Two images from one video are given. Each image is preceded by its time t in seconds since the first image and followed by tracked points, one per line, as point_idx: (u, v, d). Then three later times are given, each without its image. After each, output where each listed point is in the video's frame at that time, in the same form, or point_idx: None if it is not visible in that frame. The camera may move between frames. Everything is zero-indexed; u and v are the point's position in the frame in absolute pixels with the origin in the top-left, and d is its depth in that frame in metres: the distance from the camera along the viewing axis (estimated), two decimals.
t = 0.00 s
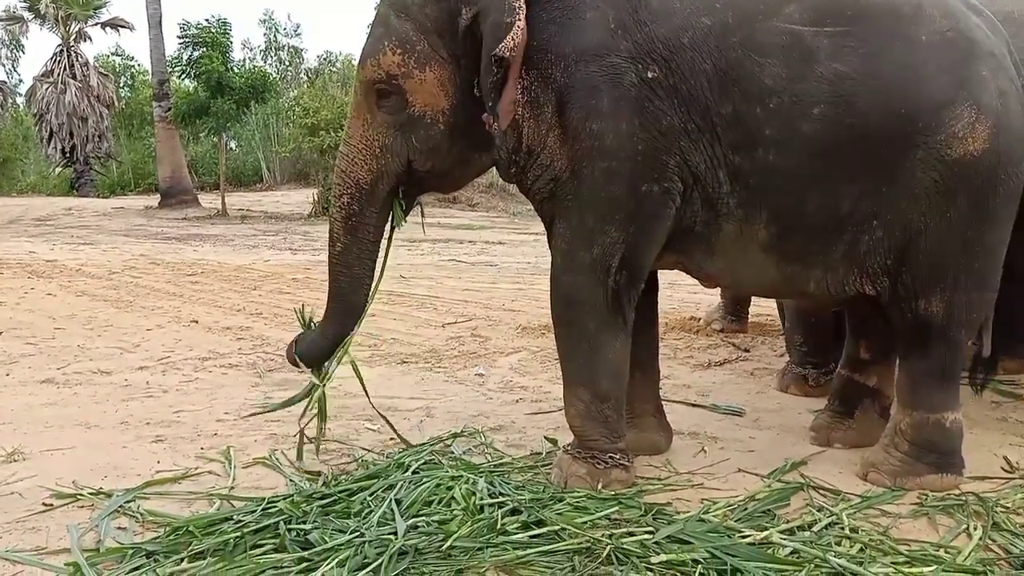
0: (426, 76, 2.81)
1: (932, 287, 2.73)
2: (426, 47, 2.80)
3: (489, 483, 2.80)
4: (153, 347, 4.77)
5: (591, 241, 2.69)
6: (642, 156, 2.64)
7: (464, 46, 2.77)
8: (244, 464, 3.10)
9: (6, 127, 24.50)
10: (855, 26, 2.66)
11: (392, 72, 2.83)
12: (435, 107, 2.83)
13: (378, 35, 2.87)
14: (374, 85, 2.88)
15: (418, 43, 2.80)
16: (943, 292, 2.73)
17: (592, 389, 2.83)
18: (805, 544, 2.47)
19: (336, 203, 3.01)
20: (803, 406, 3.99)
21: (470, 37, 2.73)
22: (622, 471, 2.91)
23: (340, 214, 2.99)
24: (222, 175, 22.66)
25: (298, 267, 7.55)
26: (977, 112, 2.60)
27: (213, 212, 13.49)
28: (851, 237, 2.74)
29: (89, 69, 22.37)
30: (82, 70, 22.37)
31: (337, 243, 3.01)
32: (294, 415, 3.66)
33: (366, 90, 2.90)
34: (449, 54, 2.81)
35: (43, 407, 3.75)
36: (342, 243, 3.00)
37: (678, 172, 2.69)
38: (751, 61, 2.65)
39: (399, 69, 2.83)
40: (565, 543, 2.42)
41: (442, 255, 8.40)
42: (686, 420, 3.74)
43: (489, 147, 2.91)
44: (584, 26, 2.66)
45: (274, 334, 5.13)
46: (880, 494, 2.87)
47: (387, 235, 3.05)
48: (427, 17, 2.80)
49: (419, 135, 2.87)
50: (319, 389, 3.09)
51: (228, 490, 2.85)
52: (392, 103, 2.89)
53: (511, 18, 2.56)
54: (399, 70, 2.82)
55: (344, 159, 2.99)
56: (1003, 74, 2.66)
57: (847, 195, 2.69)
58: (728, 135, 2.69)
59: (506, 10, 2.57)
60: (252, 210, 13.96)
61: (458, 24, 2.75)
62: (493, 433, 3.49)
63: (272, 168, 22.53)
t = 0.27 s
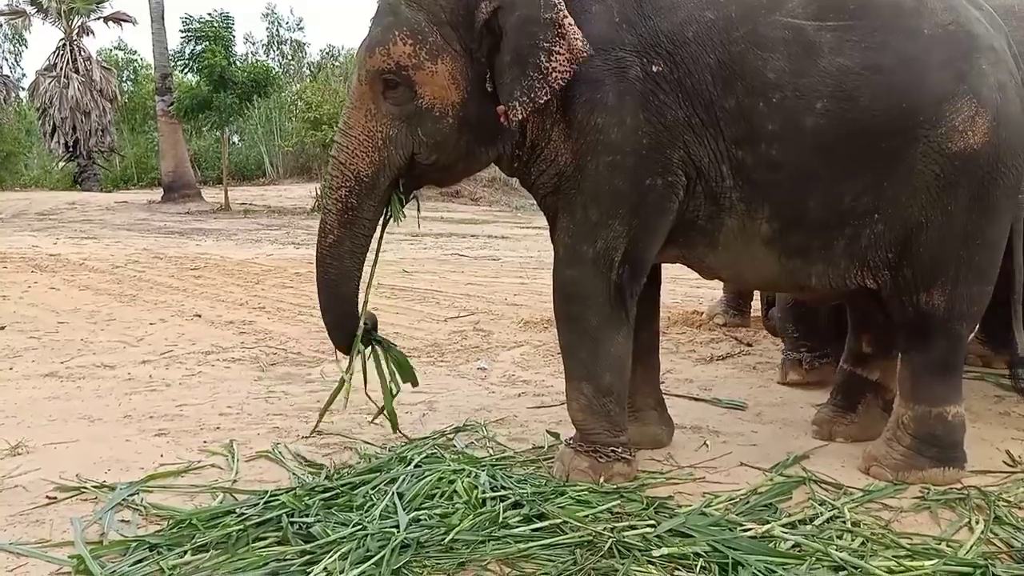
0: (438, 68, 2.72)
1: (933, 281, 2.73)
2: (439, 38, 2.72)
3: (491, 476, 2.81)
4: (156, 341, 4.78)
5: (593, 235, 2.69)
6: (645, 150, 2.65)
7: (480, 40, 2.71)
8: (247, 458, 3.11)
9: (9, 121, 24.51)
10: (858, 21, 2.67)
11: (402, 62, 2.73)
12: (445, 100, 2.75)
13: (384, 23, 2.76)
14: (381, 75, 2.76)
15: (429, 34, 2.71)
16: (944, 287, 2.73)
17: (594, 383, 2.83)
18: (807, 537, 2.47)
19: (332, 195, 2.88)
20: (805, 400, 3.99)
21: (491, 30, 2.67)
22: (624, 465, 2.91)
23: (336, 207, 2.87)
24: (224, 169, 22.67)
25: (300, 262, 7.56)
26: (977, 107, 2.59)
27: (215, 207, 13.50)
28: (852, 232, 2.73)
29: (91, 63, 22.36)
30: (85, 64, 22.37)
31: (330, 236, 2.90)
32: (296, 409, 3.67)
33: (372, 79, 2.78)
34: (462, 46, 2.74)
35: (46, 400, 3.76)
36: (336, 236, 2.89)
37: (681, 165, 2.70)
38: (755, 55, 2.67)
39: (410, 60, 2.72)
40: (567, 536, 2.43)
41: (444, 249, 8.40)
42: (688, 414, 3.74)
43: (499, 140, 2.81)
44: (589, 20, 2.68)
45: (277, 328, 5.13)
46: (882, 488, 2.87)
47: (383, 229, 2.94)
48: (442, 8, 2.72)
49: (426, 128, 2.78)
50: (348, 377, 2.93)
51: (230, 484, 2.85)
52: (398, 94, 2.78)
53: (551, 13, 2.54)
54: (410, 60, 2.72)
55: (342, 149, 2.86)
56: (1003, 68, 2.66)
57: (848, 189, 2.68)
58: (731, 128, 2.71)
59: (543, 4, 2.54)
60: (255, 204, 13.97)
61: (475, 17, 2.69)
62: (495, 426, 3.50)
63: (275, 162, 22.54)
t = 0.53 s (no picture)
0: (448, 59, 2.67)
1: (933, 273, 2.77)
2: (450, 29, 2.67)
3: (492, 468, 2.81)
4: (157, 334, 4.79)
5: (595, 228, 2.69)
6: (647, 143, 2.65)
7: (493, 34, 2.68)
8: (248, 450, 3.11)
9: (10, 114, 24.49)
10: (860, 16, 2.68)
11: (413, 52, 2.66)
12: (456, 92, 2.70)
13: (393, 12, 2.69)
14: (389, 64, 2.69)
15: (441, 24, 2.66)
16: (943, 277, 2.77)
17: (595, 376, 2.83)
18: (807, 529, 2.48)
19: (331, 188, 2.75)
20: (806, 393, 3.99)
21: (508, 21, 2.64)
22: (625, 458, 2.91)
23: (336, 200, 2.75)
24: (225, 162, 22.67)
25: (301, 254, 7.56)
26: (976, 99, 2.65)
27: (216, 200, 13.50)
28: (852, 224, 2.77)
29: (92, 56, 22.33)
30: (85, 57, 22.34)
31: (329, 230, 2.76)
32: (297, 401, 3.68)
33: (378, 69, 2.70)
34: (474, 38, 2.69)
35: (48, 393, 3.76)
36: (335, 229, 2.76)
37: (683, 158, 2.70)
38: (758, 49, 2.67)
39: (420, 49, 2.66)
40: (568, 528, 2.44)
41: (445, 243, 8.40)
42: (689, 407, 3.75)
43: (504, 132, 2.79)
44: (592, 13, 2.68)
45: (278, 321, 5.14)
46: (882, 480, 2.88)
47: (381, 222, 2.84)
48: None
49: (433, 120, 2.72)
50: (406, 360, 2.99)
51: (231, 476, 2.86)
52: (406, 85, 2.71)
53: (572, 8, 2.56)
54: (421, 50, 2.66)
55: (342, 140, 2.75)
56: (998, 60, 2.72)
57: (849, 181, 2.71)
58: (734, 122, 2.71)
59: None
60: (256, 197, 13.97)
61: (489, 10, 2.66)
62: (496, 419, 3.50)
63: (276, 155, 22.54)
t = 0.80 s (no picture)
0: (465, 48, 2.58)
1: (930, 264, 2.77)
2: (466, 17, 2.58)
3: (492, 461, 2.81)
4: (157, 327, 4.79)
5: (598, 221, 2.69)
6: (649, 135, 2.66)
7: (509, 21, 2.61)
8: (249, 442, 3.12)
9: (9, 106, 24.45)
10: (860, 8, 2.72)
11: (428, 41, 2.57)
12: (473, 81, 2.62)
13: None
14: (405, 54, 2.57)
15: (457, 12, 2.57)
16: (941, 270, 2.76)
17: (596, 368, 2.83)
18: (807, 522, 2.48)
19: (345, 184, 2.59)
20: (806, 385, 3.99)
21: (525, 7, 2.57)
22: (625, 450, 2.91)
23: (353, 196, 2.58)
24: (225, 155, 22.64)
25: (302, 247, 7.56)
26: (971, 91, 2.66)
27: (216, 193, 13.48)
28: (852, 215, 2.79)
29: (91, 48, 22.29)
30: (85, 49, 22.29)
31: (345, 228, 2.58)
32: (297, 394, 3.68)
33: (392, 59, 2.58)
34: (490, 26, 2.61)
35: (49, 386, 3.77)
36: (352, 227, 2.58)
37: (687, 149, 2.73)
38: (760, 41, 2.70)
39: (436, 39, 2.57)
40: (568, 520, 2.44)
41: (446, 236, 8.39)
42: (689, 399, 3.75)
43: (515, 122, 2.72)
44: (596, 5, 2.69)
45: (278, 314, 5.14)
46: (882, 472, 2.88)
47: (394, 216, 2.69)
48: None
49: (449, 111, 2.63)
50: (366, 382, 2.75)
51: (232, 468, 2.87)
52: (420, 75, 2.61)
53: None
54: (436, 40, 2.57)
55: (355, 134, 2.59)
56: (995, 51, 2.74)
57: (848, 173, 2.74)
58: (736, 114, 2.73)
59: None
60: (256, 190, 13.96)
61: None
62: (496, 412, 3.50)
63: (275, 148, 22.52)
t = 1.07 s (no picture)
0: (484, 43, 2.56)
1: (926, 256, 2.81)
2: (485, 11, 2.56)
3: (493, 453, 2.82)
4: (158, 320, 4.79)
5: (604, 213, 2.69)
6: (656, 127, 2.66)
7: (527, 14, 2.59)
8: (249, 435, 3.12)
9: (9, 99, 24.42)
10: (858, 3, 2.81)
11: (449, 36, 2.53)
12: (492, 76, 2.59)
13: None
14: (424, 48, 2.52)
15: (476, 6, 2.55)
16: (937, 260, 2.81)
17: (597, 360, 2.83)
18: (807, 514, 2.48)
19: (366, 185, 2.47)
20: (806, 378, 3.99)
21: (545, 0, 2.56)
22: (625, 444, 2.91)
23: (375, 196, 2.46)
24: (226, 148, 22.62)
25: (302, 240, 7.56)
26: (964, 83, 2.73)
27: (217, 186, 13.47)
28: (848, 207, 2.83)
29: (91, 41, 22.25)
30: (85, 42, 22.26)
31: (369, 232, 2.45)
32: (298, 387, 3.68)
33: (412, 54, 2.51)
34: (508, 21, 2.60)
35: (50, 378, 3.77)
36: (377, 229, 2.46)
37: (692, 142, 2.72)
38: (761, 34, 2.76)
39: (456, 34, 2.53)
40: (568, 513, 2.44)
41: (447, 229, 8.39)
42: (690, 392, 3.75)
43: (528, 118, 2.70)
44: None
45: (279, 306, 5.14)
46: (882, 465, 2.88)
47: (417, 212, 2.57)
48: None
49: (467, 107, 2.60)
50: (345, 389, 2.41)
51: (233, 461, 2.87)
52: (439, 71, 2.56)
53: None
54: (457, 34, 2.53)
55: (373, 132, 2.49)
56: (987, 44, 2.82)
57: (847, 165, 2.78)
58: (738, 106, 2.76)
59: None
60: (256, 183, 13.94)
61: None
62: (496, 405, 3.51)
63: (276, 141, 22.50)
